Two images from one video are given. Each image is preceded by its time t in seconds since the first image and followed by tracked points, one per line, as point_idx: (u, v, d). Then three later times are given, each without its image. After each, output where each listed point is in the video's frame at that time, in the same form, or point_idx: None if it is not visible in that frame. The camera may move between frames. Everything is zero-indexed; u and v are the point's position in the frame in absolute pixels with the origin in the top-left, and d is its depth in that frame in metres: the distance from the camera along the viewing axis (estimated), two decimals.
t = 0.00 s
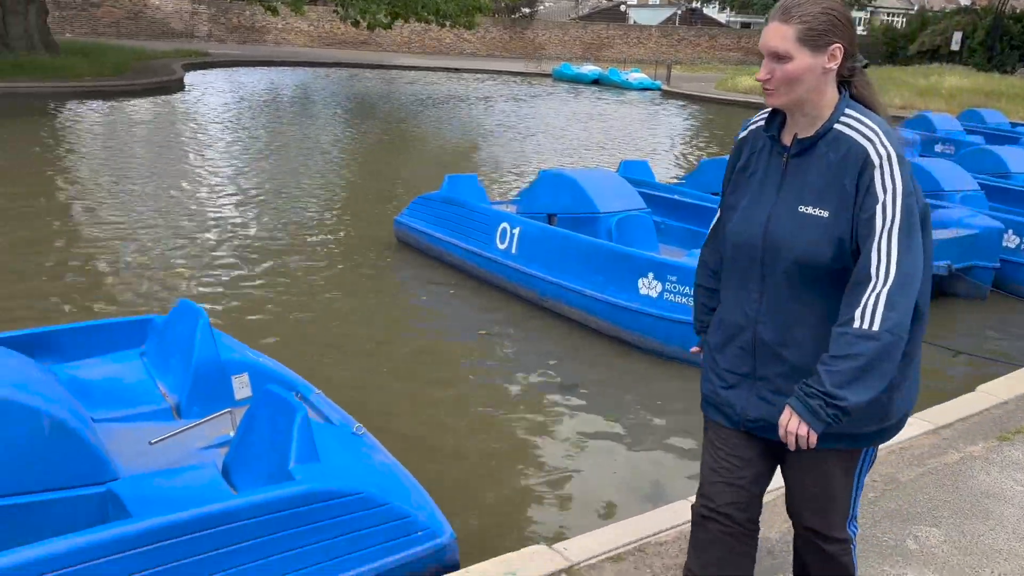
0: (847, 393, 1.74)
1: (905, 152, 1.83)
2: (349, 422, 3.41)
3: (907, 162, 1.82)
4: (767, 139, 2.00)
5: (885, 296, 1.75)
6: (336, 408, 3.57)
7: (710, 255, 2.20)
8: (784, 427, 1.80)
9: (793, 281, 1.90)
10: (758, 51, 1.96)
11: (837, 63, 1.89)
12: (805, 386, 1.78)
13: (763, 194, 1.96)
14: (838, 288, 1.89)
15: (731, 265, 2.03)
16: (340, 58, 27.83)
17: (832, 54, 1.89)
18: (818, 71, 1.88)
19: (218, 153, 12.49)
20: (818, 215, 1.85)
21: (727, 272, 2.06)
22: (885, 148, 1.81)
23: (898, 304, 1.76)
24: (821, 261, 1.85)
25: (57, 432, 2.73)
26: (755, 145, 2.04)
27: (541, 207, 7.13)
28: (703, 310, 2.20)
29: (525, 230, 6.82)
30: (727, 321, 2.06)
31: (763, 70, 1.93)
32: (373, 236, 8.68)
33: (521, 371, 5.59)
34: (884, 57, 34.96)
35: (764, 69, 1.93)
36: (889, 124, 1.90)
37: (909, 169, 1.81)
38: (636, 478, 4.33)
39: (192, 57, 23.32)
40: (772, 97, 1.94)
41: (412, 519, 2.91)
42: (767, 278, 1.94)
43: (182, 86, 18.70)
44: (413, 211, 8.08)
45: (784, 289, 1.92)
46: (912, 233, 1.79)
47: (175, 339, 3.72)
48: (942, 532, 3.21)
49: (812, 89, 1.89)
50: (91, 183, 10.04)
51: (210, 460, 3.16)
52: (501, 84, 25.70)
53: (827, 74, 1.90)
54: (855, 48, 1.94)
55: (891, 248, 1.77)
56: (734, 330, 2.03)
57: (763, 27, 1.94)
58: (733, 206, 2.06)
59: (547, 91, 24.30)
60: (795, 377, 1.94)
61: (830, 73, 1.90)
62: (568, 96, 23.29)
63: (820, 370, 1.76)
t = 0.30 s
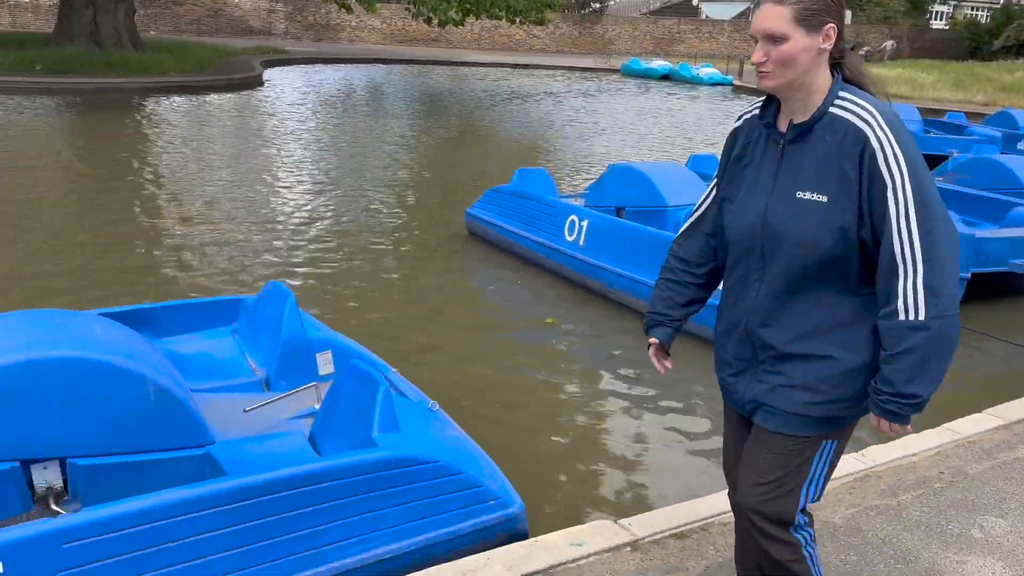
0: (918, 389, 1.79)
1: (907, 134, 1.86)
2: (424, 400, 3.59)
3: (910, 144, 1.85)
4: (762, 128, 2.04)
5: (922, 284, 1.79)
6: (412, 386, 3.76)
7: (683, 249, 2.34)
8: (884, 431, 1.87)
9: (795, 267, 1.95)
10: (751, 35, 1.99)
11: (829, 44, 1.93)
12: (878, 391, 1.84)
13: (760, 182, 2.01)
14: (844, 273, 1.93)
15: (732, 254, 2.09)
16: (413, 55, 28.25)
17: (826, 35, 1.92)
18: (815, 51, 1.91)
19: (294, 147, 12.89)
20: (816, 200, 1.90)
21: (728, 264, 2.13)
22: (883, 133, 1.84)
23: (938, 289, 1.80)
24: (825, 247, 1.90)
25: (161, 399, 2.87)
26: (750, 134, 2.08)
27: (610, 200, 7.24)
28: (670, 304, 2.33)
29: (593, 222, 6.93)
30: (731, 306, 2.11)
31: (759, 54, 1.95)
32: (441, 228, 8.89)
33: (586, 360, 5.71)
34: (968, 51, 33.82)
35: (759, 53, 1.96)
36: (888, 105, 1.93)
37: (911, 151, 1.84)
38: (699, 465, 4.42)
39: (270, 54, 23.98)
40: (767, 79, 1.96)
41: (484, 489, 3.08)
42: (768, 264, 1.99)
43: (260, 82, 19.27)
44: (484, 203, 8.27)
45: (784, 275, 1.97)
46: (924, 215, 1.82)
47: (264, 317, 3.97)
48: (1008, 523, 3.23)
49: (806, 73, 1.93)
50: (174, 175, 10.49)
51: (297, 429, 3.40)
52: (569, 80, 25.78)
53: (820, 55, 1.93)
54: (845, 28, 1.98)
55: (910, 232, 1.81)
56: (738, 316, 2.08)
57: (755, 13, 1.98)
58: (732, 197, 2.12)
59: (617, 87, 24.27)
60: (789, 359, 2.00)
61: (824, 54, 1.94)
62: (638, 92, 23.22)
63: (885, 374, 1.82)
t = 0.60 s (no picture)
0: (948, 395, 1.75)
1: (944, 134, 1.81)
2: (502, 388, 3.71)
3: (948, 144, 1.80)
4: (790, 132, 2.00)
5: (960, 285, 1.74)
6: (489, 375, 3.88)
7: (710, 264, 2.30)
8: (904, 436, 1.84)
9: (830, 272, 1.90)
10: (789, 30, 1.93)
11: (869, 40, 1.89)
12: (906, 396, 1.81)
13: (790, 185, 1.96)
14: (879, 278, 1.88)
15: (762, 259, 2.04)
16: (481, 54, 28.57)
17: (866, 31, 1.88)
18: (858, 46, 1.87)
19: (364, 145, 13.19)
20: (849, 203, 1.85)
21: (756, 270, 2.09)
22: (920, 133, 1.79)
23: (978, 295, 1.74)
24: (861, 251, 1.85)
25: (262, 378, 3.06)
26: (778, 141, 2.03)
27: (681, 198, 7.27)
28: (705, 321, 2.29)
29: (665, 220, 6.97)
30: (763, 314, 2.07)
31: (808, 45, 1.88)
32: (510, 225, 9.03)
33: (656, 356, 5.78)
34: None
35: (805, 46, 1.88)
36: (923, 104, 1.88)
37: (949, 149, 1.78)
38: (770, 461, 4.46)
39: (342, 54, 24.55)
40: (820, 73, 1.88)
41: (562, 475, 3.20)
42: (801, 270, 1.95)
43: (333, 81, 19.76)
44: (555, 200, 8.39)
45: (817, 279, 1.92)
46: (963, 216, 1.76)
47: (351, 306, 4.16)
48: None
49: (845, 70, 1.88)
50: (249, 171, 10.86)
51: (383, 412, 3.59)
52: (635, 78, 25.72)
53: (859, 51, 1.88)
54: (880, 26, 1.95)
55: (949, 234, 1.75)
56: (770, 326, 2.04)
57: (792, 6, 1.92)
58: (760, 205, 2.06)
59: (685, 85, 24.15)
60: (822, 371, 1.96)
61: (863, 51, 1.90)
62: (707, 90, 23.07)
63: (916, 376, 1.78)
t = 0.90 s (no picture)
0: (957, 402, 1.70)
1: (994, 133, 1.77)
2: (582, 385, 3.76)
3: (997, 143, 1.76)
4: (838, 129, 1.99)
5: (993, 291, 1.71)
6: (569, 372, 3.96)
7: (772, 266, 2.23)
8: (894, 436, 1.79)
9: (875, 274, 1.87)
10: (832, 24, 1.91)
11: (914, 35, 1.86)
12: (912, 394, 1.75)
13: (839, 185, 1.95)
14: (930, 282, 1.84)
15: (809, 262, 2.02)
16: (546, 55, 28.66)
17: (912, 26, 1.85)
18: (899, 42, 1.84)
19: (432, 146, 13.38)
20: (896, 203, 1.82)
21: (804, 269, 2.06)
22: (968, 134, 1.75)
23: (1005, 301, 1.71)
24: (907, 254, 1.81)
25: (359, 368, 3.19)
26: (827, 139, 2.02)
27: (756, 199, 7.26)
28: (765, 323, 2.22)
29: (740, 220, 6.96)
30: (811, 318, 2.05)
31: (842, 42, 1.87)
32: (579, 224, 9.12)
33: (728, 357, 5.79)
34: None
35: (842, 41, 1.87)
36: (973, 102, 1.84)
37: (995, 150, 1.75)
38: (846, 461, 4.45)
39: (410, 56, 24.93)
40: (852, 70, 1.87)
41: (645, 470, 3.26)
42: (848, 271, 1.92)
43: (402, 83, 20.10)
44: (626, 201, 8.43)
45: (863, 282, 1.89)
46: (1004, 220, 1.72)
47: (435, 303, 4.28)
48: None
49: (889, 65, 1.85)
50: (321, 171, 11.13)
51: (470, 405, 3.70)
52: (701, 78, 25.48)
53: (903, 47, 1.85)
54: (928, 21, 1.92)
55: (990, 236, 1.72)
56: (818, 329, 2.01)
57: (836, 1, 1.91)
58: (810, 204, 2.05)
59: (753, 85, 23.86)
60: (870, 380, 1.92)
61: (908, 46, 1.87)
62: (776, 90, 22.74)
63: (927, 379, 1.72)
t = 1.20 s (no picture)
0: (974, 429, 1.68)
1: (1004, 152, 1.73)
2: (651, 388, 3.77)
3: (1006, 162, 1.72)
4: (854, 141, 1.99)
5: (998, 316, 1.67)
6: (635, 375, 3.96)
7: (786, 280, 2.24)
8: (920, 466, 1.78)
9: (879, 289, 1.86)
10: (843, 38, 1.91)
11: (925, 48, 1.83)
12: (930, 423, 1.74)
13: (850, 195, 1.94)
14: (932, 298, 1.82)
15: (818, 273, 2.02)
16: (607, 58, 28.61)
17: (922, 39, 1.82)
18: (906, 56, 1.82)
19: (491, 149, 13.49)
20: (901, 217, 1.81)
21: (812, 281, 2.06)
22: (973, 151, 1.72)
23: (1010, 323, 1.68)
24: (909, 271, 1.81)
25: (433, 368, 3.27)
26: (844, 149, 2.02)
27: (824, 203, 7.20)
28: (776, 335, 2.24)
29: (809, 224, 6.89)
30: (814, 330, 2.04)
31: (849, 55, 1.87)
32: (640, 228, 9.12)
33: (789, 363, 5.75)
34: None
35: (849, 55, 1.87)
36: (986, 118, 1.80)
37: (1004, 168, 1.71)
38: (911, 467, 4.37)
39: (471, 60, 25.14)
40: (858, 83, 1.87)
41: (717, 474, 3.27)
42: (850, 285, 1.92)
43: (463, 87, 20.29)
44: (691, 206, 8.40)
45: (867, 294, 1.88)
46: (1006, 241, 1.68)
47: (503, 305, 4.34)
48: None
49: (898, 78, 1.84)
50: (384, 174, 11.35)
51: (539, 406, 3.74)
52: (765, 80, 25.14)
53: (911, 60, 1.83)
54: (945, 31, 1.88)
55: (993, 257, 1.68)
56: (820, 344, 2.00)
57: (848, 14, 1.90)
58: (822, 214, 2.04)
59: (818, 87, 23.44)
60: (877, 399, 1.90)
61: (919, 58, 1.84)
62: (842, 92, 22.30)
63: (944, 406, 1.71)
